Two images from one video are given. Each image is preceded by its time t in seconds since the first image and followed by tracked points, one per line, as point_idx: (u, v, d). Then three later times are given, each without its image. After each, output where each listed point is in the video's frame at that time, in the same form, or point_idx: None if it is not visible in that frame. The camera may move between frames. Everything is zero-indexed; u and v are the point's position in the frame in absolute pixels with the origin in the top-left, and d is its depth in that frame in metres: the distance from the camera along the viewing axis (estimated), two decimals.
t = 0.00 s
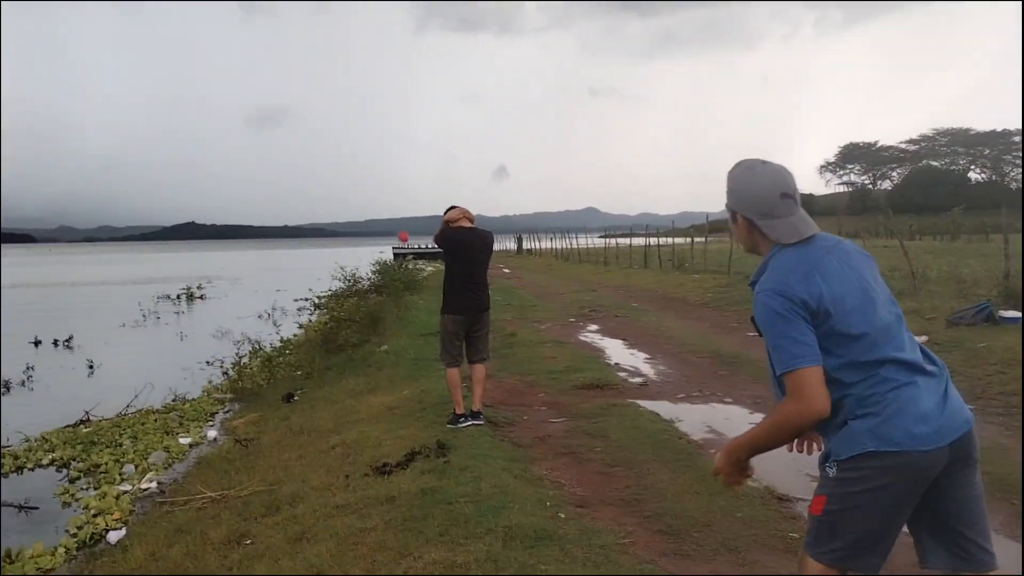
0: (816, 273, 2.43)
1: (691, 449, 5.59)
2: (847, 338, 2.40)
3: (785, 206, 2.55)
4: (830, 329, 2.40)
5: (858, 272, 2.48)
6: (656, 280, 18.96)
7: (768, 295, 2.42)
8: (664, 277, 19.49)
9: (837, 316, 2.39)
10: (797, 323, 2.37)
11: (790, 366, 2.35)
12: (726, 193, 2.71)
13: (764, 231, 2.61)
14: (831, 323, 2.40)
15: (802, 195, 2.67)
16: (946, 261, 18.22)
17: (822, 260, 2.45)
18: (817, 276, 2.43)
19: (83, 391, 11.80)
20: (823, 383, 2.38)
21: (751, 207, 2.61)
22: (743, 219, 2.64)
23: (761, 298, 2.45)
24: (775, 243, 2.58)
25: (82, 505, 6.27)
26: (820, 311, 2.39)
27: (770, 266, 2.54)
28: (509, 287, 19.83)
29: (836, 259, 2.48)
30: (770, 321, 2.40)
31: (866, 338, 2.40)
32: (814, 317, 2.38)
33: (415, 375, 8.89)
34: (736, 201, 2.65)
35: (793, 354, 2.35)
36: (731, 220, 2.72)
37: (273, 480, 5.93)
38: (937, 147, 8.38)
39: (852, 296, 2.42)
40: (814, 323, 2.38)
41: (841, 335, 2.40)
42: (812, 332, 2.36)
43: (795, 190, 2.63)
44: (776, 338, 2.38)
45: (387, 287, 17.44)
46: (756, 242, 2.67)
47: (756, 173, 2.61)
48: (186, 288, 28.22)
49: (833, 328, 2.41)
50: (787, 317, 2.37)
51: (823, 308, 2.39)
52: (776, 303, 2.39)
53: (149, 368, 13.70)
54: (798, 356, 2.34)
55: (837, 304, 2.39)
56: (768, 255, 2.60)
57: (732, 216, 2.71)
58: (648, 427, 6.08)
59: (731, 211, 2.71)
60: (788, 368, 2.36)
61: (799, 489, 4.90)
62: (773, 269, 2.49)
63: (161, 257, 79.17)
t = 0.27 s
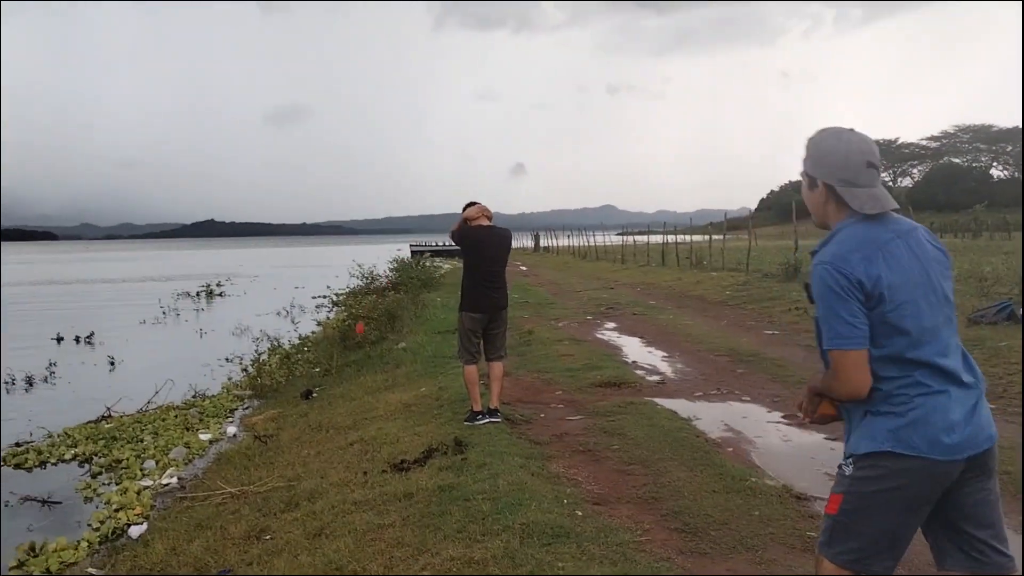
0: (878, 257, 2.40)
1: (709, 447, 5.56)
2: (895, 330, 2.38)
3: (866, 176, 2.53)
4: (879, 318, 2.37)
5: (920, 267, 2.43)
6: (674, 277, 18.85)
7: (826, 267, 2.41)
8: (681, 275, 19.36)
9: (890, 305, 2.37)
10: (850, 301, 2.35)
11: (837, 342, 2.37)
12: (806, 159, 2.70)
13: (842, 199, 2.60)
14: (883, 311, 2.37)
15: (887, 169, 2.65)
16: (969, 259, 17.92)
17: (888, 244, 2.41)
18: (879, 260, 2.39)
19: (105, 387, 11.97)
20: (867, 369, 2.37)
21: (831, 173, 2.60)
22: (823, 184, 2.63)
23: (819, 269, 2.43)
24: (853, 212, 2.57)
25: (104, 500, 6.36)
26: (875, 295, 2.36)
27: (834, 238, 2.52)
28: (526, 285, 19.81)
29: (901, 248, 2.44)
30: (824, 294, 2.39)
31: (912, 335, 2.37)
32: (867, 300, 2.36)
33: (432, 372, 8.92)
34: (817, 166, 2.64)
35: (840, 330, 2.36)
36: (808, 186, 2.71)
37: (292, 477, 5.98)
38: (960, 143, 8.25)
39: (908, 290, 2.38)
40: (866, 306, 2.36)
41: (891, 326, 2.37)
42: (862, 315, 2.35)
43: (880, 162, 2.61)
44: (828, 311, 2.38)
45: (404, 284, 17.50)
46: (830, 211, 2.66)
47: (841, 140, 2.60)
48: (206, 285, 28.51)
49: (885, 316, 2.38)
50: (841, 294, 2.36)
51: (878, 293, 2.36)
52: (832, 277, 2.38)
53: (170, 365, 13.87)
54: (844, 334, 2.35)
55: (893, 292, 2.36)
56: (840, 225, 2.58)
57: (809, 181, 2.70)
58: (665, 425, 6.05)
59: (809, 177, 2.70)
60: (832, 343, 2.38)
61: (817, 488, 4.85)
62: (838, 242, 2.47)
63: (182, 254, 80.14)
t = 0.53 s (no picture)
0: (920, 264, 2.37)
1: (718, 446, 5.55)
2: (935, 339, 2.35)
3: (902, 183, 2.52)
4: (919, 326, 2.35)
5: (962, 276, 2.41)
6: (683, 276, 18.79)
7: (866, 272, 2.39)
8: (690, 273, 19.32)
9: (930, 313, 2.34)
10: (890, 308, 2.33)
11: (876, 349, 2.35)
12: (838, 166, 2.65)
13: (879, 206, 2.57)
14: (925, 319, 2.35)
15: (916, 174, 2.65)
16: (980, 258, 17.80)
17: (930, 251, 2.39)
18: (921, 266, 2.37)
19: (116, 384, 12.06)
20: (906, 378, 2.35)
21: (868, 181, 2.56)
22: (859, 191, 2.59)
23: (859, 275, 2.41)
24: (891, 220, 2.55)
25: (115, 496, 6.41)
26: (916, 303, 2.34)
27: (874, 243, 2.50)
28: (534, 283, 19.80)
29: (943, 255, 2.41)
30: (864, 300, 2.37)
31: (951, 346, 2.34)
32: (907, 307, 2.34)
33: (441, 370, 8.94)
34: (852, 173, 2.59)
35: (879, 336, 2.34)
36: (840, 194, 2.67)
37: (301, 474, 6.02)
38: (971, 141, 8.20)
39: (947, 298, 2.35)
40: (906, 313, 2.34)
41: (930, 334, 2.35)
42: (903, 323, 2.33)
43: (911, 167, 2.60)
44: (867, 317, 2.36)
45: (412, 282, 17.53)
46: (864, 218, 2.63)
47: (877, 146, 2.57)
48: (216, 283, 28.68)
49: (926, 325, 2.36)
50: (881, 301, 2.34)
51: (919, 300, 2.33)
52: (873, 283, 2.36)
53: (180, 362, 13.97)
54: (883, 341, 2.33)
55: (935, 301, 2.34)
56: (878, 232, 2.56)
57: (841, 189, 2.66)
58: (674, 423, 6.04)
59: (841, 184, 2.65)
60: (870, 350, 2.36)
61: (826, 487, 4.83)
62: (879, 247, 2.44)
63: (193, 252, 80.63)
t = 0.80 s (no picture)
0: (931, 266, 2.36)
1: (719, 444, 5.55)
2: (947, 342, 2.34)
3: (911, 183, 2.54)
4: (933, 328, 2.33)
5: (967, 278, 2.41)
6: (687, 274, 18.78)
7: (881, 277, 2.36)
8: (693, 272, 19.29)
9: (942, 315, 2.33)
10: (907, 313, 2.30)
11: (893, 356, 2.30)
12: (843, 170, 2.63)
13: (889, 207, 2.57)
14: (938, 322, 2.33)
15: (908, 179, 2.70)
16: (985, 257, 17.74)
17: (938, 254, 2.38)
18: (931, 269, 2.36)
19: (121, 382, 12.11)
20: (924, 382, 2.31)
21: (879, 182, 2.56)
22: (872, 193, 2.58)
23: (874, 281, 2.37)
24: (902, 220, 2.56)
25: (119, 493, 6.44)
26: (931, 306, 2.31)
27: (885, 249, 2.47)
28: (538, 282, 19.80)
29: (950, 258, 2.41)
30: (880, 307, 2.33)
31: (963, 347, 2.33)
32: (923, 311, 2.31)
33: (444, 368, 8.95)
34: (862, 175, 2.58)
35: (896, 342, 2.30)
36: (848, 199, 2.64)
37: (304, 471, 6.03)
38: (976, 140, 8.18)
39: (958, 300, 2.35)
40: (921, 317, 2.31)
41: (943, 337, 2.33)
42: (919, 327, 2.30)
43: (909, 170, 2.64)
44: (884, 322, 2.32)
45: (416, 281, 17.54)
46: (871, 221, 2.62)
47: (881, 150, 2.57)
48: (220, 281, 28.75)
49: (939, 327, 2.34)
50: (897, 306, 2.31)
51: (932, 303, 2.32)
52: (888, 288, 2.33)
53: (184, 360, 14.01)
54: (902, 346, 2.29)
55: (947, 302, 2.33)
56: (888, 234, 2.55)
57: (849, 192, 2.63)
58: (676, 421, 6.04)
59: (847, 188, 2.63)
60: (888, 356, 2.31)
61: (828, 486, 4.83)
62: (888, 252, 2.43)
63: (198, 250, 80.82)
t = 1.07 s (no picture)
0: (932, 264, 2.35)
1: (716, 443, 5.55)
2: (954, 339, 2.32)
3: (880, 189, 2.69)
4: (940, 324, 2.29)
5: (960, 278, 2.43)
6: (684, 274, 18.80)
7: (895, 275, 2.29)
8: (690, 271, 19.31)
9: (947, 312, 2.31)
10: (925, 310, 2.24)
11: (918, 354, 2.21)
12: (856, 177, 2.55)
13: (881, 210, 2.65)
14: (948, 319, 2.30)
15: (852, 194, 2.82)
16: (981, 256, 17.80)
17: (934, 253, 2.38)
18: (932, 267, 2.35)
19: (118, 381, 12.10)
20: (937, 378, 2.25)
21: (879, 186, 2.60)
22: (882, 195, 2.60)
23: (887, 280, 2.30)
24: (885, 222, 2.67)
25: (116, 493, 6.43)
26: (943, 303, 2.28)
27: (887, 249, 2.43)
28: (535, 281, 19.82)
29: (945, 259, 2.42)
30: (900, 304, 2.25)
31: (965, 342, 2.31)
32: (933, 306, 2.27)
33: (441, 367, 8.95)
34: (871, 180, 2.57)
35: (919, 340, 2.22)
36: (866, 204, 2.56)
37: (301, 471, 6.03)
38: (974, 139, 8.18)
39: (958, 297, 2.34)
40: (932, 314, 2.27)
41: (949, 334, 2.31)
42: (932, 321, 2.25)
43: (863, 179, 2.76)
44: (901, 317, 2.25)
45: (413, 280, 17.55)
46: (875, 221, 2.60)
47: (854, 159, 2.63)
48: (218, 280, 28.72)
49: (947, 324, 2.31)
50: (917, 302, 2.24)
51: (940, 298, 2.28)
52: (902, 283, 2.27)
53: (181, 359, 14.00)
54: (920, 341, 2.21)
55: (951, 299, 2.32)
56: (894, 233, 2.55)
57: (865, 199, 2.56)
58: (672, 420, 6.05)
59: (845, 196, 2.57)
60: (907, 352, 2.23)
61: (824, 484, 4.84)
62: (891, 253, 2.38)
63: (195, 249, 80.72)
